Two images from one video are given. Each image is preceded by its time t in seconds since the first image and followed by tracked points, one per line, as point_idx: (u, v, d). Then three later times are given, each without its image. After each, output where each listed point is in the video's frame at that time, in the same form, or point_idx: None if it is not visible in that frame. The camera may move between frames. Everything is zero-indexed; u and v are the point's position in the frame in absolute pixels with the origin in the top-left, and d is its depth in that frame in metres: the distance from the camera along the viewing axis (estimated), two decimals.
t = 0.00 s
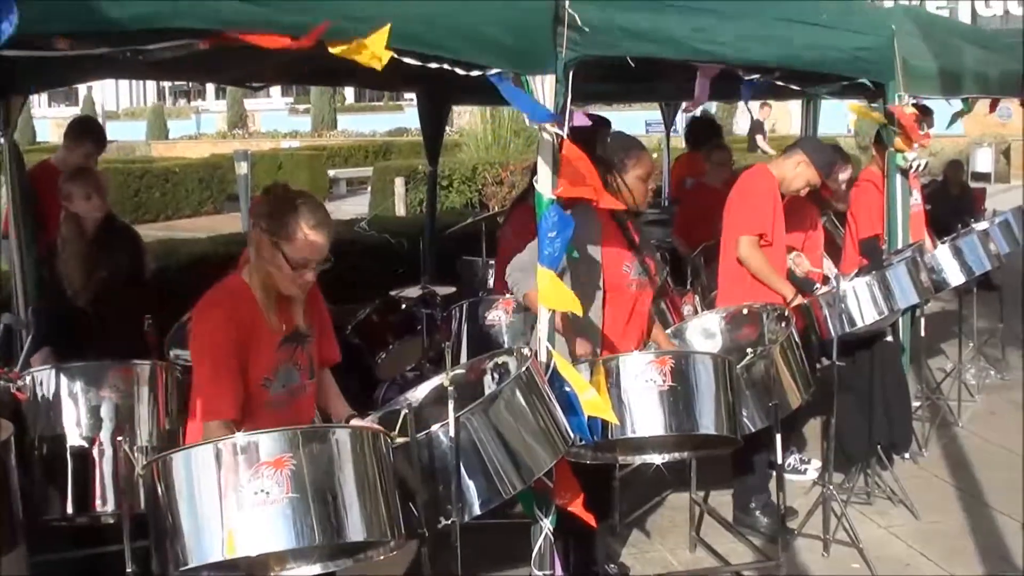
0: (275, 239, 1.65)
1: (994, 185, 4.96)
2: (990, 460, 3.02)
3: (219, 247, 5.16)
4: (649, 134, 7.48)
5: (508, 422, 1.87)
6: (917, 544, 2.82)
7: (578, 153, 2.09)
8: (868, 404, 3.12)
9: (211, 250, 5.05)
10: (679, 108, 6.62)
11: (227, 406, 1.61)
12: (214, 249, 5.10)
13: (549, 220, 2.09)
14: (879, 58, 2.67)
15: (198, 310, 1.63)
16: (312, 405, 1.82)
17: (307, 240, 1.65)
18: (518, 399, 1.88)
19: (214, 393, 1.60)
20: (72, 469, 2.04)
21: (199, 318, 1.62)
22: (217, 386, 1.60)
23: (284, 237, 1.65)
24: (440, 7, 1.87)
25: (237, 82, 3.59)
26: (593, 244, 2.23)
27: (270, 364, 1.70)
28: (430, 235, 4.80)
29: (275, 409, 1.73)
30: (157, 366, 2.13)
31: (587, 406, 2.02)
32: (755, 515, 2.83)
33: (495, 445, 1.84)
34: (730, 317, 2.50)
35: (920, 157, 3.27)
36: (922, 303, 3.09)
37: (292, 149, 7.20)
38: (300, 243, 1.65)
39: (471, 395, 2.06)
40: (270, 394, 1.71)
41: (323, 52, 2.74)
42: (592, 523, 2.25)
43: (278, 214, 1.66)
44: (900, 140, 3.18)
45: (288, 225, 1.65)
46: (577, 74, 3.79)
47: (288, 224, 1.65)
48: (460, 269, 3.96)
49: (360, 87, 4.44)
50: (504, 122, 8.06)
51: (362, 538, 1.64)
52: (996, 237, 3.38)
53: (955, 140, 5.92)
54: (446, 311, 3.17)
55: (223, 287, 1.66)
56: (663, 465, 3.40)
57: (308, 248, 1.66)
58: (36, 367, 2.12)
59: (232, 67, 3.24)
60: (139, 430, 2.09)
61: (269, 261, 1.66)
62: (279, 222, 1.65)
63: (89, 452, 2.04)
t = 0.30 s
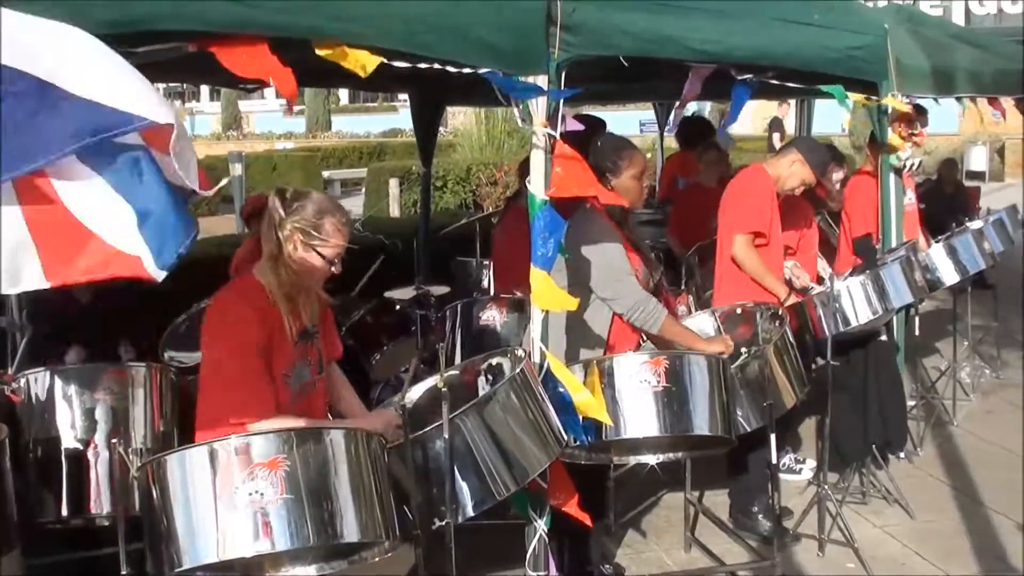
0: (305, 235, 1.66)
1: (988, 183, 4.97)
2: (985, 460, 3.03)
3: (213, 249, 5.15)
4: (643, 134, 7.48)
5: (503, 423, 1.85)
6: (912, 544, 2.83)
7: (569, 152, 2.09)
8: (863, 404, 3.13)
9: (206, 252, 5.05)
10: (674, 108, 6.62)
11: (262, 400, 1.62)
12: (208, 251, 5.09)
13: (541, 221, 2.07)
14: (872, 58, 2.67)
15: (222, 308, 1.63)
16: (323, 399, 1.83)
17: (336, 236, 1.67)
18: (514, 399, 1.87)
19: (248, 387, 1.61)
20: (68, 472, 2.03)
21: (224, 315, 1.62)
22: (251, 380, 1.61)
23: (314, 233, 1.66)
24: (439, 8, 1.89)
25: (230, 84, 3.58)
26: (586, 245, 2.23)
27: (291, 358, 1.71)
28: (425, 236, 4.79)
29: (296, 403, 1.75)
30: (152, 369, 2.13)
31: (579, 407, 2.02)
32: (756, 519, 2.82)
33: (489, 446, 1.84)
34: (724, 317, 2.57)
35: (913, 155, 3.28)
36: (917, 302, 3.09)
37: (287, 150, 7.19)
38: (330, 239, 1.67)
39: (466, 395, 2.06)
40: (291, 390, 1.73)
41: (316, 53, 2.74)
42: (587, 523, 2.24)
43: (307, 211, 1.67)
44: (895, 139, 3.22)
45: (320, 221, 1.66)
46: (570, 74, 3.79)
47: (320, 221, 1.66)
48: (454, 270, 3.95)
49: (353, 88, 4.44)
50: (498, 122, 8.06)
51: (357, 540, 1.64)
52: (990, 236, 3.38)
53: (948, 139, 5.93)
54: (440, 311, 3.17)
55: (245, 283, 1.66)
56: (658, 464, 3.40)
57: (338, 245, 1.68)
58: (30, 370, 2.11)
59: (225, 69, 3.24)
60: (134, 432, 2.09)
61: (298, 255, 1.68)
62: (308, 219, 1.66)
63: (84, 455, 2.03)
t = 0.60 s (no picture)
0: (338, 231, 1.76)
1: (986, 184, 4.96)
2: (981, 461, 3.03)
3: (211, 247, 5.15)
4: (641, 133, 7.47)
5: (501, 424, 1.85)
6: (910, 544, 2.83)
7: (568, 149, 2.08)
8: (860, 404, 3.13)
9: (204, 250, 5.04)
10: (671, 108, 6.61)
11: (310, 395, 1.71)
12: (206, 249, 5.08)
13: (541, 220, 2.06)
14: (870, 58, 2.66)
15: (265, 307, 1.69)
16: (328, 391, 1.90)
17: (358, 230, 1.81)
18: (511, 400, 1.86)
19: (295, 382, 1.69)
20: (65, 469, 2.03)
21: (267, 313, 1.68)
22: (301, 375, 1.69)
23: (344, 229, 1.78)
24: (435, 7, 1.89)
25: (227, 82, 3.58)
26: (588, 245, 2.23)
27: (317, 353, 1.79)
28: (423, 235, 4.79)
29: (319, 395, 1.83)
30: (150, 366, 2.13)
31: (578, 406, 2.06)
32: (756, 520, 2.81)
33: (486, 445, 1.84)
34: (722, 317, 2.56)
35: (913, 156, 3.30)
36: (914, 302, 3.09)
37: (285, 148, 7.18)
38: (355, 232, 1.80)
39: (462, 394, 2.05)
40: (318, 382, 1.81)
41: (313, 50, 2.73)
42: (582, 521, 2.25)
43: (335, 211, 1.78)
44: (893, 139, 3.23)
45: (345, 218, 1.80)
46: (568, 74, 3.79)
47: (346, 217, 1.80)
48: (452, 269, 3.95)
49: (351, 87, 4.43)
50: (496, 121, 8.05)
51: (354, 539, 1.64)
52: (988, 237, 3.37)
53: (946, 139, 5.93)
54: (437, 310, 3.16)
55: (282, 281, 1.71)
56: (655, 464, 3.40)
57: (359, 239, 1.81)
58: (27, 368, 2.11)
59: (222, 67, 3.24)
60: (132, 430, 2.09)
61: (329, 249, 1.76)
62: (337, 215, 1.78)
63: (81, 452, 2.03)
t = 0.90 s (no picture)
0: (340, 224, 1.80)
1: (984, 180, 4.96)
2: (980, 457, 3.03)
3: (208, 245, 5.14)
4: (639, 130, 7.47)
5: (499, 421, 1.85)
6: (908, 541, 2.83)
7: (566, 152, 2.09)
8: (857, 400, 3.13)
9: (202, 249, 5.03)
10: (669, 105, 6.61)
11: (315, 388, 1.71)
12: (204, 248, 5.07)
13: (536, 218, 2.08)
14: (867, 54, 2.66)
15: (269, 300, 1.68)
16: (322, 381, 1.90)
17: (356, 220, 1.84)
18: (508, 397, 1.86)
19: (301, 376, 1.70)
20: (63, 469, 2.03)
21: (273, 307, 1.67)
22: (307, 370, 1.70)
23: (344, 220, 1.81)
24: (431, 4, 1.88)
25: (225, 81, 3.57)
26: (584, 244, 2.22)
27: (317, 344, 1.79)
28: (420, 232, 4.79)
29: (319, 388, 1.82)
30: (147, 365, 2.12)
31: (577, 404, 2.04)
32: (755, 517, 2.81)
33: (485, 442, 1.84)
34: (720, 314, 2.55)
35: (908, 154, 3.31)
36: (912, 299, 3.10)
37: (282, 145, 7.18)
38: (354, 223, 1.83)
39: (459, 389, 2.05)
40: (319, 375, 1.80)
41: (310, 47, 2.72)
42: (580, 518, 2.26)
43: (335, 205, 1.81)
44: (890, 137, 3.23)
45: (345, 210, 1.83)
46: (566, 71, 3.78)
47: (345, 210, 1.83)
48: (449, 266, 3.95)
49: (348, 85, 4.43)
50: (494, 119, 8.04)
51: (352, 537, 1.64)
52: (986, 234, 3.37)
53: (944, 136, 5.93)
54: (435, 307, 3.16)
55: (285, 273, 1.71)
56: (654, 460, 3.40)
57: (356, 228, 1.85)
58: (24, 366, 2.10)
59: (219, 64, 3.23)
60: (130, 429, 2.09)
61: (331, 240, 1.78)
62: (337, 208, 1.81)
63: (79, 451, 2.03)
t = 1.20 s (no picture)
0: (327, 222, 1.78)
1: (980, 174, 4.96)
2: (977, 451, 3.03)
3: (205, 242, 5.14)
4: (636, 126, 7.47)
5: (496, 416, 1.85)
6: (906, 535, 2.83)
7: (561, 144, 2.07)
8: (855, 394, 3.13)
9: (198, 246, 5.03)
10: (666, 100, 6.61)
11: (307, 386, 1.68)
12: (201, 245, 5.07)
13: (532, 212, 2.08)
14: (863, 48, 2.66)
15: (259, 296, 1.67)
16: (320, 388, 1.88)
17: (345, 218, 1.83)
18: (504, 392, 1.86)
19: (291, 374, 1.68)
20: (60, 466, 2.03)
21: (263, 302, 1.67)
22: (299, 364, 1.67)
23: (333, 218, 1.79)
24: None
25: (220, 77, 3.56)
26: (579, 238, 2.22)
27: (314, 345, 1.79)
28: (417, 229, 4.78)
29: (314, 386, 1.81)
30: (143, 362, 2.12)
31: (572, 398, 2.05)
32: (753, 512, 2.82)
33: (481, 438, 1.83)
34: (716, 309, 2.54)
35: (905, 149, 3.26)
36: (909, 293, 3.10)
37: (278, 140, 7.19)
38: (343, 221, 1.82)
39: (456, 386, 2.05)
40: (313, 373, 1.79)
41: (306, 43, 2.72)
42: (577, 513, 2.26)
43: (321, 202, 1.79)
44: (885, 130, 3.20)
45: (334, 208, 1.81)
46: (563, 66, 3.78)
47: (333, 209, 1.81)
48: (446, 262, 3.95)
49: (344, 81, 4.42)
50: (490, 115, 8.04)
51: (349, 532, 1.64)
52: (983, 228, 3.37)
53: (941, 131, 5.93)
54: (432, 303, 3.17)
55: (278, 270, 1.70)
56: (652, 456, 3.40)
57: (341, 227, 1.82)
58: (21, 363, 2.10)
59: (214, 60, 3.22)
60: (127, 426, 2.08)
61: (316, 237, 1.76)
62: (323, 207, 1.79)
63: (76, 448, 2.03)
